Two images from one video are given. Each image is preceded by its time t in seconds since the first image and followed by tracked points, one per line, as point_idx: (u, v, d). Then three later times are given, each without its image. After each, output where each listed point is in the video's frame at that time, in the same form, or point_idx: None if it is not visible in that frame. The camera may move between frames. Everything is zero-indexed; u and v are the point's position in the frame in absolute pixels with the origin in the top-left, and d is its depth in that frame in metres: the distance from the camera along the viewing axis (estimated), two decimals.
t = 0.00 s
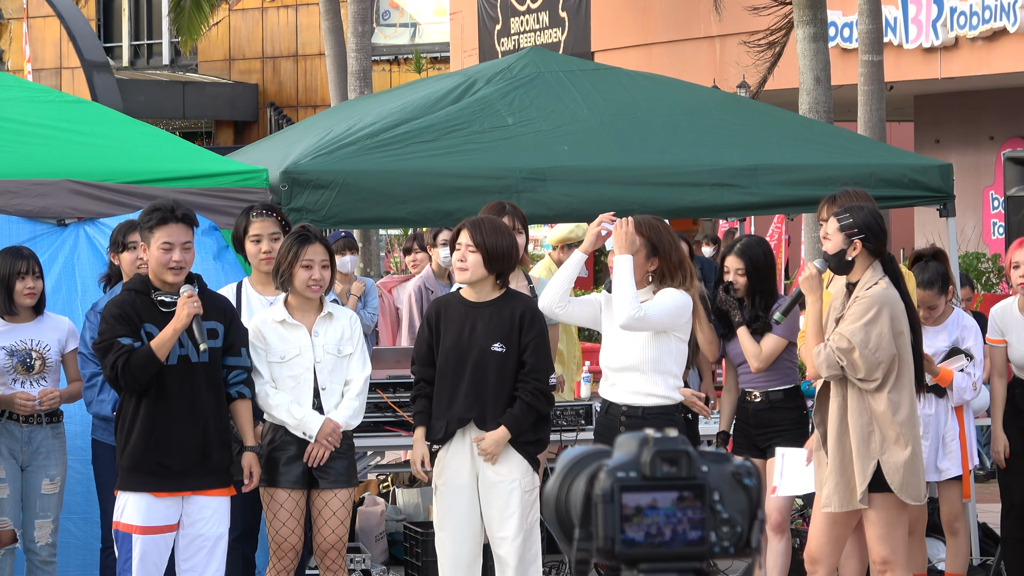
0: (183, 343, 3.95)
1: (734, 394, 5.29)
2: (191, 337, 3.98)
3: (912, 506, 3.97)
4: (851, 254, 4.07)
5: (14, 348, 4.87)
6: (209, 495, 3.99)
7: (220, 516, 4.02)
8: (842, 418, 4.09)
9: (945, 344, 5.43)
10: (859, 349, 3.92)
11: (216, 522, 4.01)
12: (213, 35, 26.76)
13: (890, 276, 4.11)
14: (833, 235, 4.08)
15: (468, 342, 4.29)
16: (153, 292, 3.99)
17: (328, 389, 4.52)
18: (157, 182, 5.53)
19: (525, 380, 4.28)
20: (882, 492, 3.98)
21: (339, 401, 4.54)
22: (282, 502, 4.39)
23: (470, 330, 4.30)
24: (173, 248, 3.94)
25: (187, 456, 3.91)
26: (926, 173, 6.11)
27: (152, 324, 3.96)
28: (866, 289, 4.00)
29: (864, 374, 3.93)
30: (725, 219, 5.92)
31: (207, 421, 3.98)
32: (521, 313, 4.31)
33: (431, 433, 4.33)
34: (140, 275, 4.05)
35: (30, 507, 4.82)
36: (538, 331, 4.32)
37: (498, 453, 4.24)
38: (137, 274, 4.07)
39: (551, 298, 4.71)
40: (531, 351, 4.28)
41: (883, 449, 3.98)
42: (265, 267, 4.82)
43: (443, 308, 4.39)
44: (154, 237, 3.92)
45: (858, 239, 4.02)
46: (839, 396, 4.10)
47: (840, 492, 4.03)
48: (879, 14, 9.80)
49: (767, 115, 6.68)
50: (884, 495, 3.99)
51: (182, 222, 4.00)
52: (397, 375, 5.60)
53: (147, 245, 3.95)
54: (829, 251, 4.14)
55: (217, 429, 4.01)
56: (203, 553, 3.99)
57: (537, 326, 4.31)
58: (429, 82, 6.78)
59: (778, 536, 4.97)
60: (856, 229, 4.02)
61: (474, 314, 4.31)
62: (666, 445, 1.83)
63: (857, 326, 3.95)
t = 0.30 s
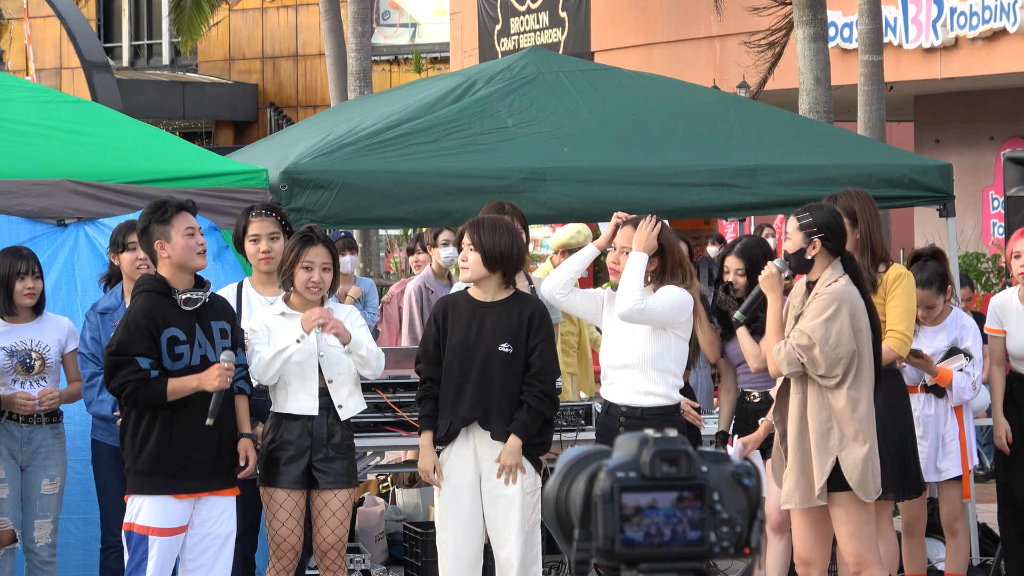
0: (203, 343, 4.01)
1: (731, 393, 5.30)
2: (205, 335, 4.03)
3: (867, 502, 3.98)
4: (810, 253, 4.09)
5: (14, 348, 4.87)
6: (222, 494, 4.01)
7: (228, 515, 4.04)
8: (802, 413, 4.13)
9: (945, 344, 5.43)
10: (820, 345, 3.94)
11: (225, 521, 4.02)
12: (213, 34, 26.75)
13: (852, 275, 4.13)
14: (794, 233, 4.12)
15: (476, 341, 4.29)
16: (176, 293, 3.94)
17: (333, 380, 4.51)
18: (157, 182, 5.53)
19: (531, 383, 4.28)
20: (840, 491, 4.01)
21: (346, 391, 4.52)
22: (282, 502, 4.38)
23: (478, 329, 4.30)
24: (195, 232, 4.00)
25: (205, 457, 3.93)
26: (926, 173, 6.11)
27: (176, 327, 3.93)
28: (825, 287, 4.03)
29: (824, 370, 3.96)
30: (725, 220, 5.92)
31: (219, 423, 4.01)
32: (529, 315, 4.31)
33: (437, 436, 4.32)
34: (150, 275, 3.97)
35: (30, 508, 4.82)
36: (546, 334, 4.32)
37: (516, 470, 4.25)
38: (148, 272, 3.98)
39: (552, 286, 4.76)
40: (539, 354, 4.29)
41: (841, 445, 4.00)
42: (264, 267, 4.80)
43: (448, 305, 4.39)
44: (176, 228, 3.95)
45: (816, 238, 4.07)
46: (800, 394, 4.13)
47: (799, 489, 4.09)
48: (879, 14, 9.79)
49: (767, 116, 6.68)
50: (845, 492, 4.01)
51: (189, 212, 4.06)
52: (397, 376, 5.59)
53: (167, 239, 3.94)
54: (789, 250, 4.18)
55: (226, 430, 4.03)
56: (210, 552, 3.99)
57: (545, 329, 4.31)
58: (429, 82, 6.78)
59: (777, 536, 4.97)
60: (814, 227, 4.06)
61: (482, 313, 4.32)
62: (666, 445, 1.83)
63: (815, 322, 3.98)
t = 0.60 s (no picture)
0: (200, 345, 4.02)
1: (730, 397, 5.31)
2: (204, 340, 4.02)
3: (847, 499, 3.99)
4: (781, 254, 4.15)
5: (14, 348, 4.87)
6: (222, 493, 4.00)
7: (231, 513, 4.04)
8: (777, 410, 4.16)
9: (945, 344, 5.43)
10: (791, 345, 3.95)
11: (227, 519, 4.02)
12: (213, 34, 26.75)
13: (823, 274, 4.15)
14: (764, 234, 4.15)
15: (476, 340, 4.29)
16: (167, 299, 3.96)
17: (335, 374, 4.52)
18: (157, 182, 5.53)
19: (530, 384, 4.28)
20: (820, 489, 4.03)
21: (347, 386, 4.53)
22: (282, 502, 4.38)
23: (478, 330, 4.30)
24: (195, 250, 3.95)
25: (208, 457, 3.92)
26: (926, 173, 6.11)
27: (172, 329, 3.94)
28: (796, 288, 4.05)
29: (796, 369, 3.96)
30: (725, 219, 5.91)
31: (221, 425, 4.01)
32: (530, 316, 4.32)
33: (434, 435, 4.32)
34: (144, 279, 3.97)
35: (30, 507, 4.82)
36: (547, 335, 4.32)
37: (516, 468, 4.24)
38: (141, 277, 3.99)
39: (551, 303, 4.50)
40: (538, 355, 4.29)
41: (816, 444, 4.01)
42: (265, 267, 4.80)
43: (450, 305, 4.39)
44: (176, 245, 3.90)
45: (786, 239, 4.11)
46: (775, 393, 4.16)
47: (775, 486, 4.14)
48: (879, 13, 9.80)
49: (768, 116, 6.67)
50: (822, 491, 4.03)
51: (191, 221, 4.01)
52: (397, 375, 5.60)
53: (165, 255, 3.90)
54: (762, 252, 4.23)
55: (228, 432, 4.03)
56: (213, 551, 3.99)
57: (545, 331, 4.32)
58: (430, 82, 6.78)
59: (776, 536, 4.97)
60: (785, 229, 4.11)
61: (482, 313, 4.32)
62: (666, 445, 1.83)
63: (786, 322, 4.00)
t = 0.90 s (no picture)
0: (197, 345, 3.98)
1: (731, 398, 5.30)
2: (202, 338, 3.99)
3: (837, 498, 3.98)
4: (769, 254, 4.16)
5: (14, 348, 4.88)
6: (220, 492, 4.00)
7: (228, 513, 4.03)
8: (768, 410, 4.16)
9: (944, 344, 5.43)
10: (780, 345, 3.96)
11: (225, 519, 4.01)
12: (213, 34, 26.76)
13: (811, 274, 4.16)
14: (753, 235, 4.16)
15: (476, 340, 4.29)
16: (165, 297, 3.98)
17: (334, 376, 4.52)
18: (157, 182, 5.53)
19: (530, 384, 4.27)
20: (810, 489, 4.03)
21: (346, 388, 4.53)
22: (282, 502, 4.38)
23: (478, 330, 4.30)
24: (190, 244, 3.94)
25: (204, 454, 3.93)
26: (926, 173, 6.11)
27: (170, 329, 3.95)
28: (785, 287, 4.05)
29: (785, 369, 3.98)
30: (725, 220, 5.92)
31: (219, 423, 4.01)
32: (532, 317, 4.32)
33: (433, 435, 4.32)
34: (143, 278, 3.99)
35: (30, 507, 4.82)
36: (550, 336, 4.32)
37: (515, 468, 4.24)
38: (140, 276, 4.01)
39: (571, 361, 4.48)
40: (538, 356, 4.28)
41: (807, 444, 4.01)
42: (265, 267, 4.78)
43: (450, 306, 4.39)
44: (170, 238, 3.90)
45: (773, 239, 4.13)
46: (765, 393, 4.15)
47: (770, 485, 4.13)
48: (879, 14, 9.80)
49: (767, 116, 6.67)
50: (811, 490, 4.03)
51: (188, 219, 4.00)
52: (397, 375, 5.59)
53: (161, 249, 3.90)
54: (750, 253, 4.24)
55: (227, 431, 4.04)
56: (211, 551, 3.98)
57: (546, 331, 4.31)
58: (431, 82, 6.78)
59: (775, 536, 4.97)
60: (772, 229, 4.12)
61: (483, 314, 4.32)
62: (666, 445, 1.83)
63: (774, 322, 4.00)
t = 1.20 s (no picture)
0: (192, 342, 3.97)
1: (732, 398, 5.29)
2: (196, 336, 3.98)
3: (836, 499, 3.99)
4: (772, 256, 4.15)
5: (14, 348, 4.88)
6: (217, 492, 4.00)
7: (226, 514, 4.02)
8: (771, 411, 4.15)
9: (943, 344, 5.43)
10: (785, 346, 3.95)
11: (223, 520, 4.01)
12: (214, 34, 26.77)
13: (813, 276, 4.16)
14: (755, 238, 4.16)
15: (476, 340, 4.29)
16: (157, 294, 3.97)
17: (334, 377, 4.51)
18: (157, 182, 5.52)
19: (531, 383, 4.28)
20: (811, 489, 4.03)
21: (346, 389, 4.51)
22: (281, 503, 4.38)
23: (478, 330, 4.30)
24: (178, 239, 3.95)
25: (200, 450, 3.92)
26: (926, 173, 6.11)
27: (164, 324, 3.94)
28: (789, 288, 4.05)
29: (790, 370, 3.96)
30: (725, 219, 5.91)
31: (214, 418, 4.01)
32: (532, 316, 4.32)
33: (434, 435, 4.32)
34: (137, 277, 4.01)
35: (30, 507, 4.82)
36: (550, 335, 4.33)
37: (516, 469, 4.24)
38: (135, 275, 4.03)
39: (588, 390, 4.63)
40: (540, 355, 4.29)
41: (811, 445, 4.01)
42: (265, 267, 4.79)
43: (447, 307, 4.39)
44: (157, 234, 3.92)
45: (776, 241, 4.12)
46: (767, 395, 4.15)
47: (772, 486, 4.13)
48: (879, 13, 9.80)
49: (768, 116, 6.67)
50: (812, 490, 4.03)
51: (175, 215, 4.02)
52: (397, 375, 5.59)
53: (149, 246, 3.93)
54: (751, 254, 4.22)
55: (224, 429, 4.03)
56: (209, 551, 3.97)
57: (546, 331, 4.32)
58: (431, 82, 6.78)
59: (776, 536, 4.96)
60: (776, 231, 4.12)
61: (483, 314, 4.32)
62: (666, 445, 1.82)
63: (779, 324, 4.00)
